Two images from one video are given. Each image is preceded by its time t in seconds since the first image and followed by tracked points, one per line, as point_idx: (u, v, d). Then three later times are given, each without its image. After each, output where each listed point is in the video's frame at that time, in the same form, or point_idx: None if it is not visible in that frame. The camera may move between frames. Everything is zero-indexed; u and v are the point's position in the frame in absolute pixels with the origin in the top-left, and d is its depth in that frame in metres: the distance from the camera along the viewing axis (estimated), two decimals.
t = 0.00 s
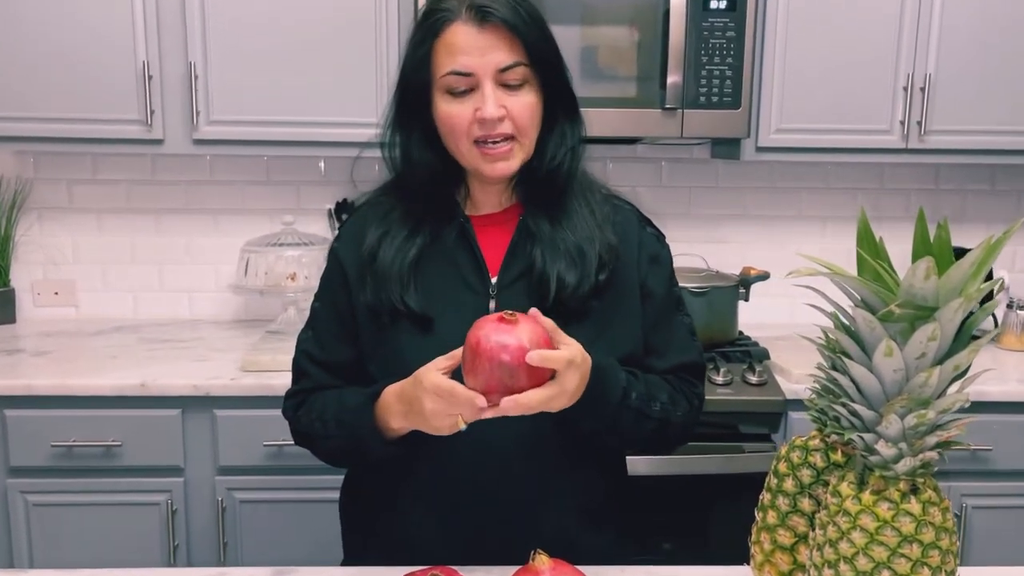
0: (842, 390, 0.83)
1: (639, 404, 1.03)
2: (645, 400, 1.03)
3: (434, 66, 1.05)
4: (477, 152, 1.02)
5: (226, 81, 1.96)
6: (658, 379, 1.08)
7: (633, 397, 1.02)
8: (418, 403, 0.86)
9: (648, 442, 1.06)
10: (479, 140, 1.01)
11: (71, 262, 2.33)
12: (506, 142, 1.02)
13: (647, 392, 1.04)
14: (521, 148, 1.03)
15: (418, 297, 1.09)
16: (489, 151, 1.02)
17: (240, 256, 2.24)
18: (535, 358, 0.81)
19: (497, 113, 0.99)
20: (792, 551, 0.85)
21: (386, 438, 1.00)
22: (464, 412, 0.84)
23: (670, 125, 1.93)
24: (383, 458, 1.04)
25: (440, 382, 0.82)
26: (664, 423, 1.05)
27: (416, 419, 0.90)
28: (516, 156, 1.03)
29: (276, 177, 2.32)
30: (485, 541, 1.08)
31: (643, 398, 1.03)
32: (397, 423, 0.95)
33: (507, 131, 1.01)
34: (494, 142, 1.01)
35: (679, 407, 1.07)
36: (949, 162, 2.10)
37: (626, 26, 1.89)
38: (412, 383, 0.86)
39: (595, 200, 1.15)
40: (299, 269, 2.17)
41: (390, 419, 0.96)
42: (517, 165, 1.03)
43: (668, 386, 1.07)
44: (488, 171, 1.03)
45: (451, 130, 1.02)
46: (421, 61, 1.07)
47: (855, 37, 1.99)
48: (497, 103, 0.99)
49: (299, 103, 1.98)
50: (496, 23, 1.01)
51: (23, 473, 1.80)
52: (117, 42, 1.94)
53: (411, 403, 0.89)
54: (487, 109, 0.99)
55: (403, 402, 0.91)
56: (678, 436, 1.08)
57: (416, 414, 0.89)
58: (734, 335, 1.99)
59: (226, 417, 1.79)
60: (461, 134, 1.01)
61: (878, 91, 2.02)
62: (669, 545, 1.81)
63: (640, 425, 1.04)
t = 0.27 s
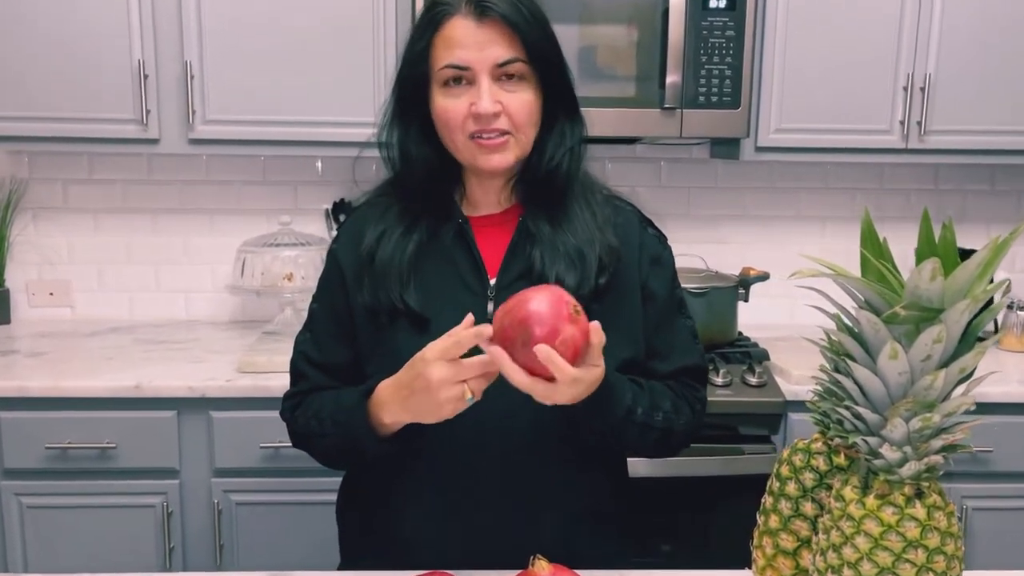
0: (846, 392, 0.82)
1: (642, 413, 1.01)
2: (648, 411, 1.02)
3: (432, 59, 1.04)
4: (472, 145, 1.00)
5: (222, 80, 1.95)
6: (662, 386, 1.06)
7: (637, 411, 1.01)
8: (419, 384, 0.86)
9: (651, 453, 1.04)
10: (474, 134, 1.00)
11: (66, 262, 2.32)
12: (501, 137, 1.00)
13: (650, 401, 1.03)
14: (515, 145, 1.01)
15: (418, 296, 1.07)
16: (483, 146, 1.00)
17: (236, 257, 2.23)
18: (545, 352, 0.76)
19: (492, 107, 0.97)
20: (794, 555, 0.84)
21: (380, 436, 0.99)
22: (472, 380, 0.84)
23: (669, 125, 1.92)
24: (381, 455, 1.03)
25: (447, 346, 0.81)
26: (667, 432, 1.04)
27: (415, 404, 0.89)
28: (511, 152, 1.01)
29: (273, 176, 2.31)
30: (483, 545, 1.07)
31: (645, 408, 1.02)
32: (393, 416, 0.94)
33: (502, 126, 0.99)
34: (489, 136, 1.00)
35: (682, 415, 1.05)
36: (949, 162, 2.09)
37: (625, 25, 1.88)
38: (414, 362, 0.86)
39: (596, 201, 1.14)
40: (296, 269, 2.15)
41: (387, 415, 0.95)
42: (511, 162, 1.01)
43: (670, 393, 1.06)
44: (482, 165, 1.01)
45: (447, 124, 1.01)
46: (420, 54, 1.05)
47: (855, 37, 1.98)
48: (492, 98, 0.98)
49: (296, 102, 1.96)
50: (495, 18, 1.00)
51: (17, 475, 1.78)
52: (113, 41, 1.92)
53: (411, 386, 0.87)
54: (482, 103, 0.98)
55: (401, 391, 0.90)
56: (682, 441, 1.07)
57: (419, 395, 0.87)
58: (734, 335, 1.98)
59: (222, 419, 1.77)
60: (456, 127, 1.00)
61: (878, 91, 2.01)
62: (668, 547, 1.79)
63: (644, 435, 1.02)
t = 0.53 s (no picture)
0: (848, 395, 0.82)
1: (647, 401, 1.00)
2: (654, 398, 1.01)
3: (431, 55, 1.03)
4: (470, 141, 1.00)
5: (220, 80, 1.94)
6: (665, 384, 1.05)
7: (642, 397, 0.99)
8: (419, 403, 0.85)
9: (652, 448, 1.03)
10: (472, 130, 0.99)
11: (63, 263, 2.31)
12: (500, 134, 0.99)
13: (654, 392, 1.02)
14: (514, 142, 1.00)
15: (416, 299, 1.06)
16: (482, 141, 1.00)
17: (234, 258, 2.22)
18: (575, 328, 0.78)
19: (493, 103, 0.96)
20: (797, 560, 0.83)
21: (376, 446, 0.98)
22: (471, 400, 0.84)
23: (668, 125, 1.91)
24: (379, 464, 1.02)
25: (446, 366, 0.82)
26: (671, 425, 1.03)
27: (414, 422, 0.88)
28: (509, 149, 1.00)
29: (270, 177, 2.30)
30: (481, 549, 1.06)
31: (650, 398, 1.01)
32: (389, 430, 0.93)
33: (502, 123, 0.98)
34: (488, 133, 0.99)
35: (685, 409, 1.05)
36: (949, 162, 2.08)
37: (624, 25, 1.87)
38: (412, 381, 0.85)
39: (595, 203, 1.13)
40: (294, 270, 2.14)
41: (383, 428, 0.94)
42: (507, 160, 1.00)
43: (674, 390, 1.05)
44: (479, 162, 1.00)
45: (446, 119, 1.00)
46: (420, 49, 1.04)
47: (855, 37, 1.97)
48: (493, 93, 0.97)
49: (294, 103, 1.96)
50: (497, 13, 0.99)
51: (13, 477, 1.77)
52: (109, 40, 1.91)
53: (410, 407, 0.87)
54: (483, 98, 0.97)
55: (397, 407, 0.89)
56: (682, 442, 1.06)
57: (418, 415, 0.86)
58: (734, 336, 1.98)
59: (219, 421, 1.76)
60: (456, 123, 0.99)
61: (878, 91, 2.00)
62: (668, 549, 1.79)
63: (649, 426, 1.01)
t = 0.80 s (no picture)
0: (847, 397, 0.82)
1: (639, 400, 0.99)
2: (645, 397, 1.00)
3: (427, 53, 1.03)
4: (463, 142, 0.99)
5: (217, 81, 1.93)
6: (659, 386, 1.04)
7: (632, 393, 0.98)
8: (416, 409, 0.86)
9: (645, 448, 1.02)
10: (465, 131, 0.98)
11: (59, 265, 2.30)
12: (493, 135, 0.98)
13: (647, 393, 1.01)
14: (508, 144, 0.99)
15: (408, 299, 1.05)
16: (474, 142, 0.99)
17: (231, 259, 2.21)
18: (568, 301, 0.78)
19: (486, 104, 0.96)
20: (796, 563, 0.81)
21: (370, 453, 0.97)
22: (469, 407, 0.86)
23: (667, 126, 1.91)
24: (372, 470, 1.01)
25: (448, 372, 0.84)
26: (663, 425, 1.02)
27: (411, 427, 0.89)
28: (502, 152, 0.99)
29: (267, 178, 2.29)
30: (477, 553, 1.05)
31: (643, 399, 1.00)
32: (385, 435, 0.94)
33: (495, 125, 0.98)
34: (481, 134, 0.98)
35: (678, 410, 1.04)
36: (948, 163, 2.08)
37: (622, 25, 1.87)
38: (410, 386, 0.86)
39: (589, 204, 1.12)
40: (291, 271, 2.13)
41: (378, 433, 0.95)
42: (501, 163, 1.00)
43: (666, 390, 1.04)
44: (471, 163, 1.00)
45: (439, 119, 0.99)
46: (415, 47, 1.04)
47: (853, 37, 1.97)
48: (487, 95, 0.96)
49: (290, 104, 1.95)
50: (494, 14, 0.99)
51: (8, 480, 1.76)
52: (106, 41, 1.90)
53: (408, 412, 0.88)
54: (477, 99, 0.96)
55: (394, 412, 0.90)
56: (677, 444, 1.05)
57: (416, 421, 0.87)
58: (733, 338, 1.97)
59: (215, 423, 1.75)
60: (448, 123, 0.99)
61: (877, 92, 2.00)
62: (666, 551, 1.78)
63: (641, 425, 1.00)
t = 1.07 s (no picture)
0: (843, 400, 0.83)
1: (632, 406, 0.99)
2: (637, 405, 1.00)
3: (420, 58, 1.03)
4: (455, 147, 0.99)
5: (215, 84, 1.93)
6: (653, 389, 1.04)
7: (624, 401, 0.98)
8: (406, 412, 0.87)
9: (637, 450, 1.02)
10: (457, 136, 0.98)
11: (57, 268, 2.30)
12: (485, 141, 0.99)
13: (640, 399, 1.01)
14: (501, 149, 1.00)
15: (401, 300, 1.05)
16: (466, 147, 0.99)
17: (229, 262, 2.21)
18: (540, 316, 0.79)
19: (478, 110, 0.96)
20: (793, 566, 0.82)
21: (363, 456, 0.97)
22: (459, 411, 0.86)
23: (664, 128, 1.91)
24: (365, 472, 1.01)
25: (439, 376, 0.84)
26: (656, 430, 1.02)
27: (402, 431, 0.89)
28: (494, 157, 0.99)
29: (265, 181, 2.29)
30: (474, 556, 1.05)
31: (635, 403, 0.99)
32: (376, 439, 0.94)
33: (486, 130, 0.98)
34: (473, 139, 0.98)
35: (671, 415, 1.03)
36: (945, 164, 2.08)
37: (619, 27, 1.87)
38: (402, 390, 0.87)
39: (582, 208, 1.12)
40: (289, 274, 2.13)
41: (371, 437, 0.95)
42: (493, 168, 1.00)
43: (660, 395, 1.04)
44: (464, 168, 1.00)
45: (431, 124, 1.00)
46: (409, 51, 1.04)
47: (851, 39, 1.97)
48: (479, 100, 0.97)
49: (289, 107, 1.95)
50: (486, 19, 0.99)
51: (6, 484, 1.76)
52: (104, 44, 1.90)
53: (399, 416, 0.88)
54: (468, 105, 0.96)
55: (385, 416, 0.90)
56: (671, 448, 1.06)
57: (406, 425, 0.87)
58: (730, 340, 1.97)
59: (214, 425, 1.75)
60: (440, 128, 0.99)
61: (874, 94, 2.00)
62: (665, 554, 1.78)
63: (632, 432, 1.00)
